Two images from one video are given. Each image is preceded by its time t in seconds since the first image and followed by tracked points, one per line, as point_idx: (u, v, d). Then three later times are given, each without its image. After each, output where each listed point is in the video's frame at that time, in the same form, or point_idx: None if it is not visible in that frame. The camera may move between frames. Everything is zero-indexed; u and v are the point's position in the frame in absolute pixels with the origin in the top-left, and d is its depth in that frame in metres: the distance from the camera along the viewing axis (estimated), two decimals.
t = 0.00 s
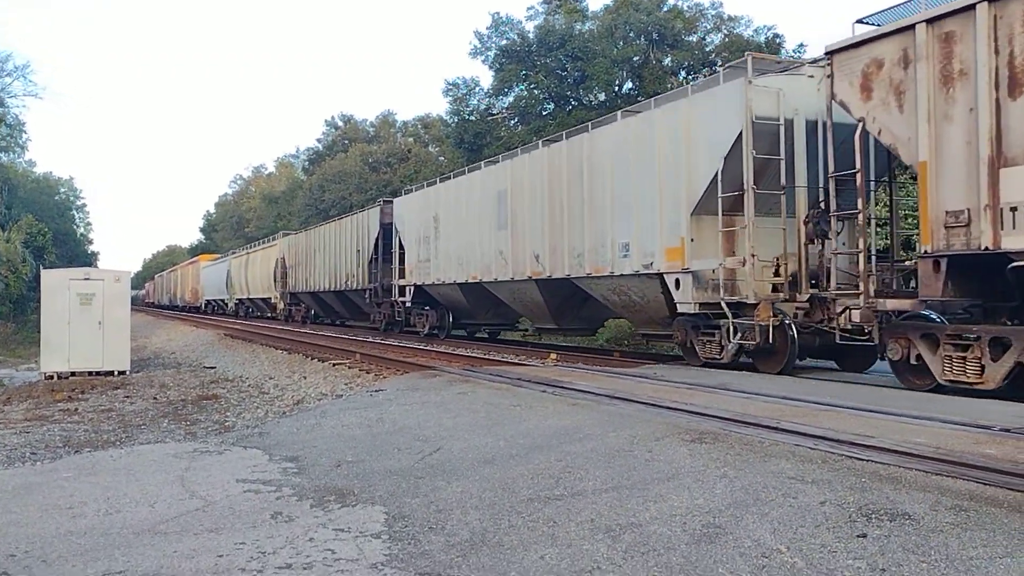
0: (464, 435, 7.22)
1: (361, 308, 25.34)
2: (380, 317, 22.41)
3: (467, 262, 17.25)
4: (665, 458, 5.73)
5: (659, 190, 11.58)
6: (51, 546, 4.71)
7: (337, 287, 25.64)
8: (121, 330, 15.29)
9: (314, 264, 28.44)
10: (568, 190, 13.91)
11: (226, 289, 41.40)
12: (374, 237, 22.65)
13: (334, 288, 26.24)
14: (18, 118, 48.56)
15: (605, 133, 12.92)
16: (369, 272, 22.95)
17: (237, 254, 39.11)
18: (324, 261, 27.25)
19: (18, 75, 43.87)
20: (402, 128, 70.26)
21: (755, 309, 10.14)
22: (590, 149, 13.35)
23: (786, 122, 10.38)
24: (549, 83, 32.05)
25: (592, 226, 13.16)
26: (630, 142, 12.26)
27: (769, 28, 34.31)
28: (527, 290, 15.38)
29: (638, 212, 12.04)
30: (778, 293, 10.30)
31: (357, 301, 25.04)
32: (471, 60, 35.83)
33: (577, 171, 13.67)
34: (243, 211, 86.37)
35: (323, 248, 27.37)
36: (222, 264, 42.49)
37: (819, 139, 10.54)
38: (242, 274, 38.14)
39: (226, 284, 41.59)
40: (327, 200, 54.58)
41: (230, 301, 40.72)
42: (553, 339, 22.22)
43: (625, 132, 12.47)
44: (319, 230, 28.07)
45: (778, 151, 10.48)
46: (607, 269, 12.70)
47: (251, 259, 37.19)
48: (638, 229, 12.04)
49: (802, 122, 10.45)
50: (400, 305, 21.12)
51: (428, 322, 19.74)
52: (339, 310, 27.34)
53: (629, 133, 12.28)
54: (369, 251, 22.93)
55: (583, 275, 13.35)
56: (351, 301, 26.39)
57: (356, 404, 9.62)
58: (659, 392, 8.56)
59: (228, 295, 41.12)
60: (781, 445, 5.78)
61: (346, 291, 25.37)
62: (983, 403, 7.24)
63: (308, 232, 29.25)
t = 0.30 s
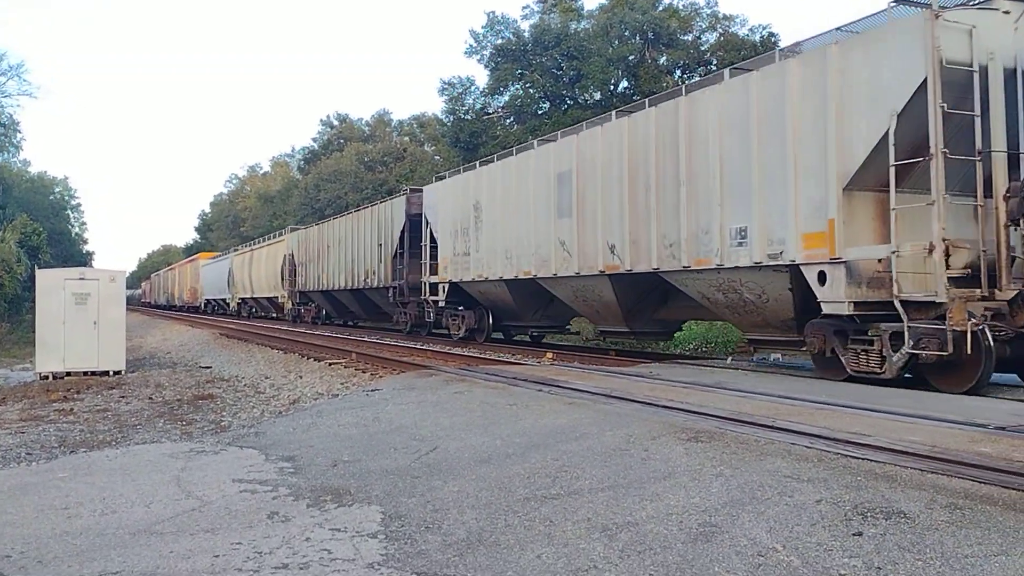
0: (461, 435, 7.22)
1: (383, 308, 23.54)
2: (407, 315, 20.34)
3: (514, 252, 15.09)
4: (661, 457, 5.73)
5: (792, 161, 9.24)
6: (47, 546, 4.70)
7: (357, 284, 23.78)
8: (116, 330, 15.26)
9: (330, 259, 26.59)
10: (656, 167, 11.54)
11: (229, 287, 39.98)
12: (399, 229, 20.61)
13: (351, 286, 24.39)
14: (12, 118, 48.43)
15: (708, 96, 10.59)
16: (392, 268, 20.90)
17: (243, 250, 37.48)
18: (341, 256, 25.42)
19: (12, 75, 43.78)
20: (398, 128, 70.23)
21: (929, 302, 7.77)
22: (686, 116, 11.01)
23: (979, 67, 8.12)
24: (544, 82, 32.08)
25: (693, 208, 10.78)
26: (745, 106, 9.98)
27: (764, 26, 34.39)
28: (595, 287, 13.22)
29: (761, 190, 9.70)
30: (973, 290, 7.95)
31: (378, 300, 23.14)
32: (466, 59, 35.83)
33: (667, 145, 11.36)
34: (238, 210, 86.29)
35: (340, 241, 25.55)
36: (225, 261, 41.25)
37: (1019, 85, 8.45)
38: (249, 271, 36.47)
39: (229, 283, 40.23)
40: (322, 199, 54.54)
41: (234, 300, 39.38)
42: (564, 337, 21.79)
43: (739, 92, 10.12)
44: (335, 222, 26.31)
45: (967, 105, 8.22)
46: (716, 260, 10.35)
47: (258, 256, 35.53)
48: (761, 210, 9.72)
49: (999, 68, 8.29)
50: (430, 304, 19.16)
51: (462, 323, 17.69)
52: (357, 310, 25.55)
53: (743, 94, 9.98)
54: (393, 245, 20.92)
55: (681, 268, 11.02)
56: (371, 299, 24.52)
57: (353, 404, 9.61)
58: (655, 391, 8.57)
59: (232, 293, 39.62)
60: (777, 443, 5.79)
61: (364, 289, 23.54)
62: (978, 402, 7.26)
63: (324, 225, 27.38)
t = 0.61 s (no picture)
0: (457, 435, 7.21)
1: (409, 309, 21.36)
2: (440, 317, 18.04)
3: (580, 244, 12.65)
4: (657, 456, 5.74)
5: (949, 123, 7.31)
6: (43, 548, 4.70)
7: (378, 283, 21.56)
8: (111, 332, 15.23)
9: (343, 255, 24.36)
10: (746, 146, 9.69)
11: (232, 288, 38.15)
12: (429, 222, 18.38)
13: (370, 285, 22.18)
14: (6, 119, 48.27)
15: (840, 53, 8.44)
16: (422, 265, 18.64)
17: (246, 248, 35.51)
18: (358, 252, 23.20)
19: (6, 77, 43.60)
20: (394, 128, 70.21)
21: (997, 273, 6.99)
22: (800, 79, 8.95)
23: None
24: (539, 82, 32.10)
25: (801, 191, 8.92)
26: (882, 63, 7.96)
27: (759, 25, 34.45)
28: (687, 284, 10.93)
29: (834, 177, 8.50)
30: None
31: (403, 300, 20.95)
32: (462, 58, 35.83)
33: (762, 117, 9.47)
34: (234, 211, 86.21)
35: (357, 236, 23.32)
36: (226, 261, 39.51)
37: None
38: (253, 270, 34.26)
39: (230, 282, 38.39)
40: (318, 199, 54.50)
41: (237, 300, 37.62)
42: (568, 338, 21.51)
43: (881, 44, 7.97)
44: (349, 216, 24.14)
45: None
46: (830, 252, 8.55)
47: (260, 254, 33.27)
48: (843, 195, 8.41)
49: None
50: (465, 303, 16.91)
51: (508, 328, 15.39)
52: (376, 310, 23.38)
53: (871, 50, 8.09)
54: (421, 240, 18.72)
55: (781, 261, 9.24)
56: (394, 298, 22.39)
57: (349, 404, 9.60)
58: (651, 391, 8.58)
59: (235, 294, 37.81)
60: (774, 442, 5.79)
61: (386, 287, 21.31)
62: (974, 399, 7.27)
63: (337, 219, 25.21)
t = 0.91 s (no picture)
0: (458, 435, 7.22)
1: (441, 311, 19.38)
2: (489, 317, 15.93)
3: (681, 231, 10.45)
4: (659, 455, 5.74)
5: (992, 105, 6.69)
6: (47, 552, 4.71)
7: (408, 282, 19.51)
8: (113, 335, 15.24)
9: (366, 252, 22.37)
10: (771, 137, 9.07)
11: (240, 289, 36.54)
12: (472, 213, 16.29)
13: (398, 283, 20.14)
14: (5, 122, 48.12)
15: (875, 34, 7.76)
16: (465, 259, 16.57)
17: (255, 247, 33.73)
18: (383, 247, 21.16)
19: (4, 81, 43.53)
20: (393, 128, 70.26)
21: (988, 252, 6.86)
22: (831, 63, 8.28)
23: None
24: (538, 81, 32.13)
25: (831, 185, 8.30)
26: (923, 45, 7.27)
27: (757, 22, 34.49)
28: (837, 275, 8.57)
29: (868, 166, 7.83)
30: None
31: (435, 301, 18.93)
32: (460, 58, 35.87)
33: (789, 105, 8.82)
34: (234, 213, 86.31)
35: (383, 231, 21.26)
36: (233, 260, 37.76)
37: None
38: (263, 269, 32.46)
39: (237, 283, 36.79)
40: (318, 201, 54.55)
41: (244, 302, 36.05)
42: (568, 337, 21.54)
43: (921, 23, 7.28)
44: (372, 209, 22.13)
45: None
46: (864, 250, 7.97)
47: (271, 252, 31.34)
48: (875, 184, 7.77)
49: None
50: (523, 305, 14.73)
51: (575, 332, 13.23)
52: (402, 312, 21.38)
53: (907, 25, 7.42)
54: (461, 232, 16.69)
55: (810, 259, 8.64)
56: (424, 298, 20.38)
57: (350, 405, 9.62)
58: (652, 389, 8.58)
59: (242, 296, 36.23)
60: (775, 440, 5.80)
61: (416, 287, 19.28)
62: (975, 395, 7.28)
63: (359, 214, 23.20)
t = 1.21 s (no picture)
0: (461, 435, 7.22)
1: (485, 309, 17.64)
2: (554, 315, 13.94)
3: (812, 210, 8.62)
4: (661, 453, 5.74)
5: None
6: (51, 555, 4.71)
7: (448, 278, 17.75)
8: (114, 338, 15.25)
9: (395, 246, 20.57)
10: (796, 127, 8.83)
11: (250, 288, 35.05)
12: (530, 197, 14.49)
13: (435, 280, 18.40)
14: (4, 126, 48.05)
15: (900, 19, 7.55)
16: (522, 252, 14.76)
17: (268, 246, 32.25)
18: (416, 241, 19.39)
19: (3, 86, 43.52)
20: (392, 128, 70.27)
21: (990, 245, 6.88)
22: (857, 50, 8.05)
23: None
24: (537, 80, 32.12)
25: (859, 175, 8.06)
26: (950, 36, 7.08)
27: (755, 19, 34.51)
28: None
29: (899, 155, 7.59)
30: None
31: (480, 300, 17.14)
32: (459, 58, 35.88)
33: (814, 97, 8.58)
34: (234, 215, 86.36)
35: (417, 223, 19.50)
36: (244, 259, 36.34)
37: None
38: (278, 268, 30.92)
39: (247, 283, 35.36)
40: (318, 202, 54.57)
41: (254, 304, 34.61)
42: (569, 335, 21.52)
43: (948, 10, 7.09)
44: (404, 199, 20.37)
45: None
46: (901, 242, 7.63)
47: (286, 250, 29.85)
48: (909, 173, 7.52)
49: None
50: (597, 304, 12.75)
51: (670, 335, 11.20)
52: (436, 312, 19.63)
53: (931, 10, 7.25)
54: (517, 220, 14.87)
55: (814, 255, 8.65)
56: (464, 297, 18.58)
57: (352, 406, 9.63)
58: (654, 387, 8.57)
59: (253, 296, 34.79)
60: (777, 436, 5.80)
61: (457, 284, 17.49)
62: (977, 390, 7.27)
63: (386, 205, 21.43)
